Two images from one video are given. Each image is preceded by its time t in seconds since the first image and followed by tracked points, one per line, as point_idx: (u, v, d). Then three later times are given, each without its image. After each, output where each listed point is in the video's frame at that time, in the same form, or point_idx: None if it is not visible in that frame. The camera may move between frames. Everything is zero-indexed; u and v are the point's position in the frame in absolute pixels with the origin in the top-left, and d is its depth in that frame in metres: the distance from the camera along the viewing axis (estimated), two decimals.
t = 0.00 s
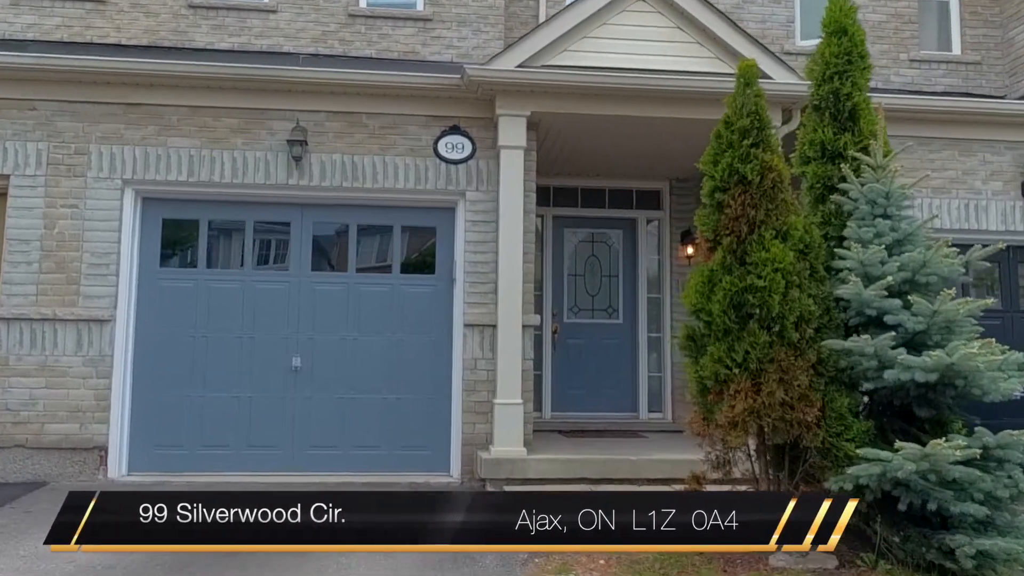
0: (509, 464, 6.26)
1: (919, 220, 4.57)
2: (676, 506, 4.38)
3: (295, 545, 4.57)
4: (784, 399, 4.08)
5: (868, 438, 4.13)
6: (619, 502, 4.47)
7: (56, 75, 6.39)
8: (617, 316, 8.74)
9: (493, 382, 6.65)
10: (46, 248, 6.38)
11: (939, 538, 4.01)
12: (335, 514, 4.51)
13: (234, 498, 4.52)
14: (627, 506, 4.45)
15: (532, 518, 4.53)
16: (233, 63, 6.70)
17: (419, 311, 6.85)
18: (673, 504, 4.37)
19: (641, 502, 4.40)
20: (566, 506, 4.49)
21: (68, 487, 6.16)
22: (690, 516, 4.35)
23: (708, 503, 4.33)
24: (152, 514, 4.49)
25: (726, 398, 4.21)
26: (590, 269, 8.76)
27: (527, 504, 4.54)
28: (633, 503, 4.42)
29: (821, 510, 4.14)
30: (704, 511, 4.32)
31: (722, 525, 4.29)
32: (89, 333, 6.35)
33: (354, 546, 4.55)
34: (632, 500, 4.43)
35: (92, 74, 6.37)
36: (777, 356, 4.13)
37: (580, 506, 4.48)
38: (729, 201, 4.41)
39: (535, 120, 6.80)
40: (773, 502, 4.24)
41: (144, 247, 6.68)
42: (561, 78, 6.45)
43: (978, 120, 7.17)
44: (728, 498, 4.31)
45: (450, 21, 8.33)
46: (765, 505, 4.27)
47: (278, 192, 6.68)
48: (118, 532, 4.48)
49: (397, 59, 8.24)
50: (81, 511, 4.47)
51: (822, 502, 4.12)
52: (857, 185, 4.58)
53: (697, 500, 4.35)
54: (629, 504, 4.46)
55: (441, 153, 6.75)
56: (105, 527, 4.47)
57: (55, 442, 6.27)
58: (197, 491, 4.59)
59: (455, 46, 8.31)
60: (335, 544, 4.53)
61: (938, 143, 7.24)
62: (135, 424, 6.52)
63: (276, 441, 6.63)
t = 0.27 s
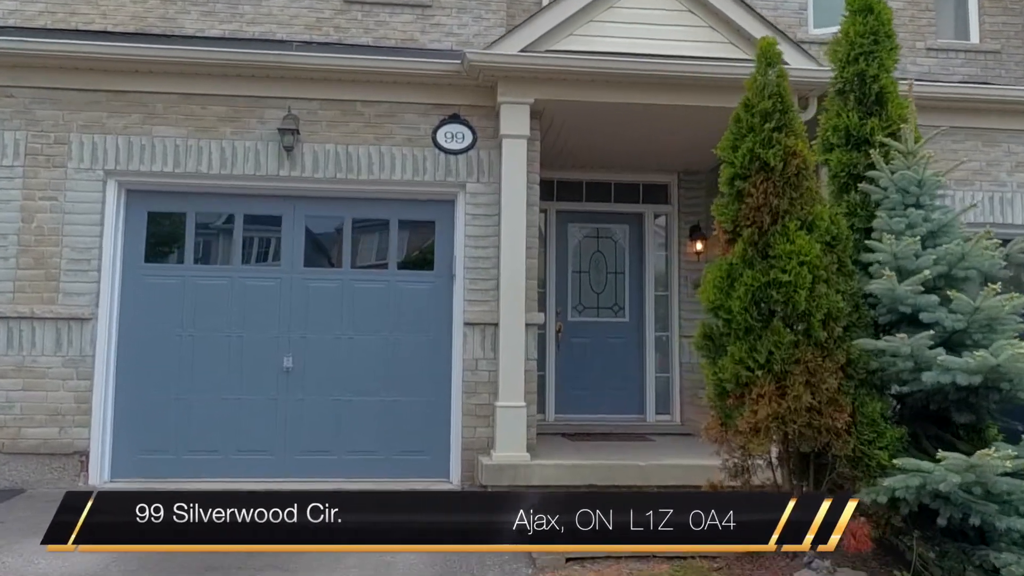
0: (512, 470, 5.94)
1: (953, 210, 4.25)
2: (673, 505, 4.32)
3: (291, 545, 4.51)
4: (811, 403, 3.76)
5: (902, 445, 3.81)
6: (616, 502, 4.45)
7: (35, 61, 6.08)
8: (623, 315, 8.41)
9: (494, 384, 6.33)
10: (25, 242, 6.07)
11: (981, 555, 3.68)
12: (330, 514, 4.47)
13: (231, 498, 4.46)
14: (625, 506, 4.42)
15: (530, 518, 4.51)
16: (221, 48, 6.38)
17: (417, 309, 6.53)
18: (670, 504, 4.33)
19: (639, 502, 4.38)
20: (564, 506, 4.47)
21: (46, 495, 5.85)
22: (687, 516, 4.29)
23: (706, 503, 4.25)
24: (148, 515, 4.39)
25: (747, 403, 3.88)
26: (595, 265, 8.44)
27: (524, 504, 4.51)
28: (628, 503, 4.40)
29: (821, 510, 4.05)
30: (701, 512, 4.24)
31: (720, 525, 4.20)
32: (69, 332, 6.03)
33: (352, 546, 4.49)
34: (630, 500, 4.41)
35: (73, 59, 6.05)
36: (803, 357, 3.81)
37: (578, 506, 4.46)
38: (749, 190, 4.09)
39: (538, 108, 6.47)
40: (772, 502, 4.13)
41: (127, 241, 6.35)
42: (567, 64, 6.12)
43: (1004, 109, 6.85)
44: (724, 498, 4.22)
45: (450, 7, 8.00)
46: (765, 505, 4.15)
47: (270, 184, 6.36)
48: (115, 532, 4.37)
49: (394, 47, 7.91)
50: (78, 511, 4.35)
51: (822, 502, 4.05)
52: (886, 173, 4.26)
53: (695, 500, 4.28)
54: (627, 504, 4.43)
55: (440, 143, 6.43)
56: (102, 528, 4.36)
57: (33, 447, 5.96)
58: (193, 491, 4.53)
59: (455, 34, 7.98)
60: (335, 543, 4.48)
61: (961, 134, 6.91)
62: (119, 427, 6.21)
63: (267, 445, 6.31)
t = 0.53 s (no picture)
0: (512, 475, 5.62)
1: (990, 194, 3.92)
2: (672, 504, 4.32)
3: (295, 545, 4.42)
4: (840, 405, 3.43)
5: (940, 450, 3.48)
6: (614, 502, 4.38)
7: (8, 43, 5.75)
8: (628, 312, 8.08)
9: (494, 384, 5.99)
10: None
11: None
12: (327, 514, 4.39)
13: (226, 497, 4.38)
14: (622, 506, 4.36)
15: (527, 518, 4.43)
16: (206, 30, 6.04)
17: (412, 305, 6.20)
18: (667, 503, 4.32)
19: (636, 502, 4.34)
20: (560, 505, 4.40)
21: (17, 501, 5.52)
22: (685, 515, 4.28)
23: (704, 503, 4.25)
24: (146, 515, 4.34)
25: (769, 405, 3.55)
26: (598, 260, 8.11)
27: (521, 504, 4.43)
28: (625, 502, 4.36)
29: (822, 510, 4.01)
30: (698, 512, 4.25)
31: (718, 526, 4.20)
32: (43, 329, 5.70)
33: (361, 547, 4.37)
34: (629, 500, 4.35)
35: (48, 40, 5.72)
36: (832, 355, 3.48)
37: (574, 505, 4.39)
38: (770, 173, 3.76)
39: (540, 93, 6.14)
40: (770, 502, 4.07)
41: (106, 233, 6.02)
42: (571, 45, 5.79)
43: None
44: (722, 499, 4.21)
45: None
46: (764, 504, 4.08)
47: (256, 173, 6.03)
48: (114, 532, 4.32)
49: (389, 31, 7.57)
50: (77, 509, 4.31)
51: (823, 502, 4.00)
52: (919, 153, 3.92)
53: (693, 500, 4.27)
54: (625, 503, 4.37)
55: (436, 129, 6.10)
56: (100, 528, 4.31)
57: (4, 450, 5.64)
58: (192, 492, 4.46)
59: (453, 18, 7.64)
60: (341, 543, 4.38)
61: (983, 121, 6.59)
62: (98, 429, 5.88)
63: (253, 449, 5.99)
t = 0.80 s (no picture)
0: (510, 484, 5.27)
1: None
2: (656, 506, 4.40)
3: (293, 547, 4.32)
4: (876, 413, 3.07)
5: (985, 462, 3.14)
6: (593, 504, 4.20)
7: None
8: (632, 310, 7.72)
9: (491, 386, 5.63)
10: None
11: None
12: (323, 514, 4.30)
13: (223, 497, 4.27)
14: (619, 506, 4.54)
15: (525, 518, 4.39)
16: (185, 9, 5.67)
17: (404, 302, 5.84)
18: (665, 504, 4.38)
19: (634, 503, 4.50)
20: (557, 505, 4.42)
21: None
22: (681, 516, 4.30)
23: (701, 504, 4.15)
24: (142, 514, 4.21)
25: (794, 412, 3.19)
26: (601, 256, 7.75)
27: (519, 504, 4.41)
28: (626, 504, 4.52)
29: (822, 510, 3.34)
30: (693, 512, 4.22)
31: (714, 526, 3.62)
32: (9, 328, 5.34)
33: (360, 547, 4.29)
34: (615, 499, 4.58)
35: (14, 18, 5.35)
36: (866, 358, 3.11)
37: (571, 506, 4.47)
38: (795, 155, 3.40)
39: (540, 77, 5.78)
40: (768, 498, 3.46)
41: (78, 225, 5.67)
42: (573, 25, 5.43)
43: None
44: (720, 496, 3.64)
45: None
46: (763, 502, 3.48)
47: (238, 163, 5.67)
48: (109, 534, 4.19)
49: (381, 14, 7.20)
50: (71, 511, 4.16)
51: (823, 500, 3.33)
52: (959, 132, 3.56)
53: (691, 501, 4.25)
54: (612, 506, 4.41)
55: (430, 116, 5.74)
56: (95, 528, 4.19)
57: None
58: (188, 492, 4.32)
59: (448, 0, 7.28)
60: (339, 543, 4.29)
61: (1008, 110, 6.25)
62: (69, 435, 5.53)
63: (235, 455, 5.63)
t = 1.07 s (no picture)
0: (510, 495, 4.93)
1: None
2: (668, 502, 3.41)
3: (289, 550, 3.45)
4: (922, 425, 2.74)
5: None
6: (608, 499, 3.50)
7: None
8: (638, 309, 7.38)
9: (490, 390, 5.28)
10: None
11: None
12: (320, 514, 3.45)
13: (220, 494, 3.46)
14: (618, 504, 3.48)
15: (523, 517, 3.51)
16: None
17: (397, 301, 5.50)
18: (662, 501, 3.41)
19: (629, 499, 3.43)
20: (556, 503, 3.50)
21: None
22: (681, 515, 3.39)
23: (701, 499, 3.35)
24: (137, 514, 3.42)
25: (828, 424, 2.84)
26: (605, 253, 7.41)
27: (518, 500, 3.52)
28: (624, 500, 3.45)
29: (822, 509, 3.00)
30: (694, 510, 3.36)
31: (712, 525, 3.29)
32: None
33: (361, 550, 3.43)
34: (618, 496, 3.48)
35: None
36: (911, 363, 2.77)
37: (570, 503, 3.51)
38: (827, 137, 3.06)
39: (542, 61, 5.44)
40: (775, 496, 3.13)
41: (51, 219, 5.33)
42: (577, 5, 5.09)
43: None
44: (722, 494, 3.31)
45: None
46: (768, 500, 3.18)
47: (220, 152, 5.32)
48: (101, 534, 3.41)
49: None
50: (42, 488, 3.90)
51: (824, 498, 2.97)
52: (1005, 113, 3.23)
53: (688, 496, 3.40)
54: (620, 502, 3.49)
55: (425, 103, 5.40)
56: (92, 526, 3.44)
57: None
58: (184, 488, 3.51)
59: None
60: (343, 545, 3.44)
61: None
62: (42, 442, 5.21)
63: (218, 464, 5.30)
